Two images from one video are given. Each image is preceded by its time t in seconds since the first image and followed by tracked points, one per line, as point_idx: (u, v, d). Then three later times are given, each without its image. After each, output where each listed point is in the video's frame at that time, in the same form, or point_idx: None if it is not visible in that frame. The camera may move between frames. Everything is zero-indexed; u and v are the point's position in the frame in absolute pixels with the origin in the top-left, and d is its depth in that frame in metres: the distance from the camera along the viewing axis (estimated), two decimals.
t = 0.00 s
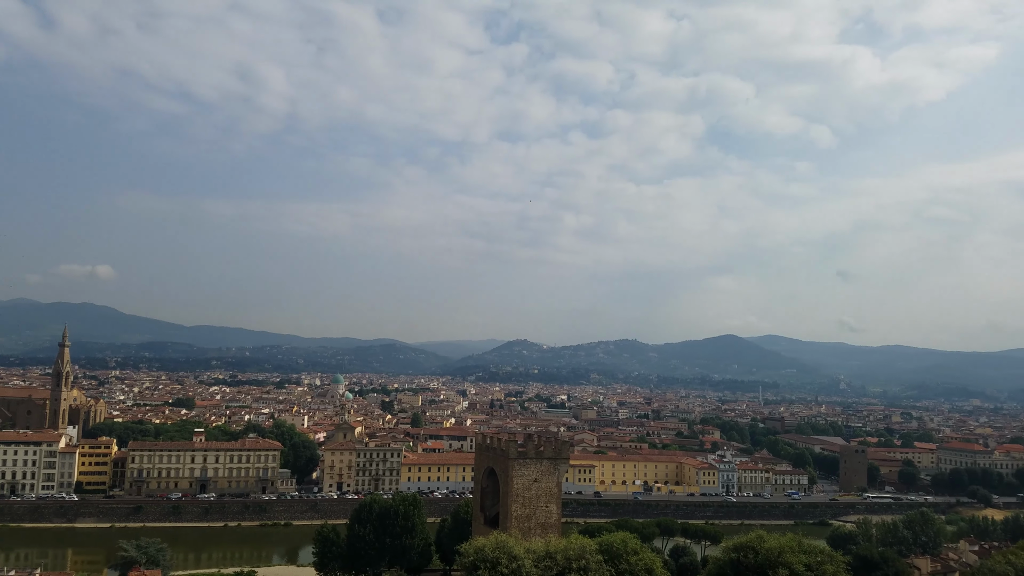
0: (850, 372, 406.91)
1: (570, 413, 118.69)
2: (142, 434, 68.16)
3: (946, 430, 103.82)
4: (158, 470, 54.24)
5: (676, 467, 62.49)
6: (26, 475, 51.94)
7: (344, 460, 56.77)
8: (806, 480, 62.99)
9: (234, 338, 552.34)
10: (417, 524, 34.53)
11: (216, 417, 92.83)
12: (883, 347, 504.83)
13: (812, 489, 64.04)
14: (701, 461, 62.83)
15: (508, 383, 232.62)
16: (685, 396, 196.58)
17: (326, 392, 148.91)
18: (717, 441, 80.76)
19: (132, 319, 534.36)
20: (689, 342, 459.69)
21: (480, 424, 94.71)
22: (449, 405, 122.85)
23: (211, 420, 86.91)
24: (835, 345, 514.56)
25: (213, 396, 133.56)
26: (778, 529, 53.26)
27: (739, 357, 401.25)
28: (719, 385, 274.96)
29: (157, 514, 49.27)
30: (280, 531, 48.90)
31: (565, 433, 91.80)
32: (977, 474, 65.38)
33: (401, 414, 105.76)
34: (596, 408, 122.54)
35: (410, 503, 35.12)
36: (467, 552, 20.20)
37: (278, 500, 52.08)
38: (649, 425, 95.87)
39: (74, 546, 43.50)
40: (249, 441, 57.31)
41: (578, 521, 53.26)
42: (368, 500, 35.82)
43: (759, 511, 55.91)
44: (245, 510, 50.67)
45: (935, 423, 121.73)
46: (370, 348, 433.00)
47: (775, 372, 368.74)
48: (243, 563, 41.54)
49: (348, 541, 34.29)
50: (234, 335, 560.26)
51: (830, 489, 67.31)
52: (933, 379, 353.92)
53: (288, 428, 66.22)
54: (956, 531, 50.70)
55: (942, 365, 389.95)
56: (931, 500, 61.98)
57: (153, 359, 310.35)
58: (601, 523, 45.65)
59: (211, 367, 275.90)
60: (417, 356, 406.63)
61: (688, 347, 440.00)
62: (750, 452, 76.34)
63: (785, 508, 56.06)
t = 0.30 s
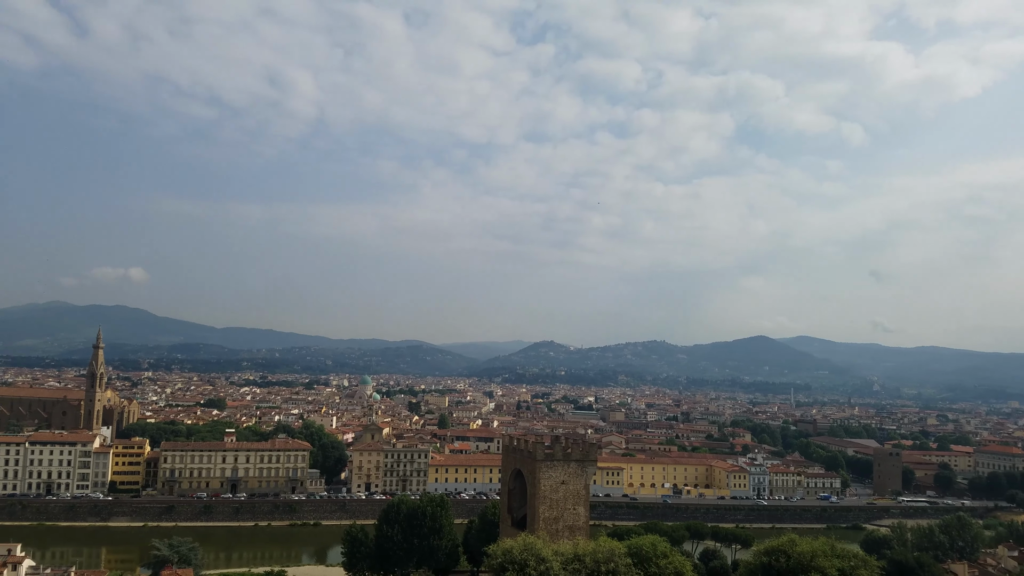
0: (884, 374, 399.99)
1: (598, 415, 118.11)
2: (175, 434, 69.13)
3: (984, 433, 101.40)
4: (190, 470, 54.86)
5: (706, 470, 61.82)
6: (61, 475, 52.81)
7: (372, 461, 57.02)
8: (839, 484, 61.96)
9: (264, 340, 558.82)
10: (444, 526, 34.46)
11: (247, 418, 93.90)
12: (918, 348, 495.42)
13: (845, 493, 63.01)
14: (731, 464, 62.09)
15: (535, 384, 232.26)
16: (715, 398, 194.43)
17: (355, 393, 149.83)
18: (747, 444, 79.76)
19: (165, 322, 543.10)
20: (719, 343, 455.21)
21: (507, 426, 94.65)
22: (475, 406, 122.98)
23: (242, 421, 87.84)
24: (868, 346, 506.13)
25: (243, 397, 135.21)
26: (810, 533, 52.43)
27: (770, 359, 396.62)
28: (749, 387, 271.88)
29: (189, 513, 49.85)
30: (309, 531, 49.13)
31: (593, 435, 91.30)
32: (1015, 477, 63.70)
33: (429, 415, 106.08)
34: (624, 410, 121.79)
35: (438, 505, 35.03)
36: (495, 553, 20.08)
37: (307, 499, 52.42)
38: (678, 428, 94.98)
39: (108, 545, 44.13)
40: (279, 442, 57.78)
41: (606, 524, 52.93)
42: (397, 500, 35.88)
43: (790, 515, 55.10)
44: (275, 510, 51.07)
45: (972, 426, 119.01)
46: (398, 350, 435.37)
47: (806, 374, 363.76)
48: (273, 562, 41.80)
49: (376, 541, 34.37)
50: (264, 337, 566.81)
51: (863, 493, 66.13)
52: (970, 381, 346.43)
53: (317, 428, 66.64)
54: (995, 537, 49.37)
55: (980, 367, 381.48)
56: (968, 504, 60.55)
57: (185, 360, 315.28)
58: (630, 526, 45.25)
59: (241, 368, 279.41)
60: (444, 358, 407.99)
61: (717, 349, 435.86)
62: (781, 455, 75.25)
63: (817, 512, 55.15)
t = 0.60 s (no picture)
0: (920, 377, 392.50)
1: (626, 417, 117.38)
2: (206, 435, 69.98)
3: None
4: (222, 470, 55.45)
5: (737, 473, 60.97)
6: (97, 474, 53.68)
7: (401, 462, 57.19)
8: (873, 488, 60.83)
9: (294, 341, 564.89)
10: (472, 527, 34.33)
11: (277, 419, 94.84)
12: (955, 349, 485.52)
13: (881, 497, 61.84)
14: (763, 467, 61.24)
15: (563, 386, 231.67)
16: (746, 401, 192.35)
17: (383, 394, 150.66)
18: (779, 447, 78.67)
19: (197, 324, 551.27)
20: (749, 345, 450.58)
21: (535, 427, 94.47)
22: (503, 408, 122.97)
23: (272, 422, 88.55)
24: (903, 347, 497.26)
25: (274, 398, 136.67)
26: (844, 537, 51.52)
27: (801, 361, 391.47)
28: (780, 390, 268.45)
29: (221, 513, 50.37)
30: (338, 531, 49.38)
31: (622, 438, 90.60)
32: None
33: (457, 417, 106.40)
34: (653, 413, 120.84)
35: (466, 506, 34.89)
36: (523, 556, 19.91)
37: (337, 500, 52.66)
38: (709, 431, 93.99)
39: (143, 544, 44.73)
40: (309, 442, 58.20)
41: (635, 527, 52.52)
42: (425, 501, 35.84)
43: (824, 519, 54.17)
44: (304, 510, 51.38)
45: (1012, 429, 116.16)
46: (426, 351, 437.46)
47: (839, 376, 358.35)
48: (303, 562, 42.02)
49: (405, 542, 34.40)
50: (294, 339, 572.93)
51: (898, 497, 64.85)
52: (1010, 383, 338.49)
53: (346, 429, 66.97)
54: None
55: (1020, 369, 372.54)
56: (1008, 509, 59.01)
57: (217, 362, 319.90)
58: (660, 529, 44.81)
59: (271, 369, 282.81)
60: (472, 360, 409.31)
61: (748, 351, 431.23)
62: (814, 458, 74.09)
63: (851, 516, 54.16)
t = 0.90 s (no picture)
0: (958, 378, 384.37)
1: (656, 419, 116.52)
2: (237, 435, 70.78)
3: None
4: (253, 470, 56.07)
5: (769, 476, 60.15)
6: (132, 474, 54.60)
7: (429, 463, 57.34)
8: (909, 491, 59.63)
9: (324, 342, 570.37)
10: (501, 528, 34.22)
11: (307, 419, 95.68)
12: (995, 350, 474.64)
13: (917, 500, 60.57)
14: (796, 469, 60.34)
15: (593, 387, 230.84)
16: (778, 402, 189.97)
17: (411, 395, 151.47)
18: (812, 449, 77.50)
19: (229, 325, 558.99)
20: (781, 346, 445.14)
21: (563, 429, 94.18)
22: (531, 410, 122.77)
23: (302, 422, 89.37)
24: (941, 348, 487.52)
25: (304, 399, 138.08)
26: (879, 541, 50.57)
27: (835, 362, 385.70)
28: (814, 391, 264.57)
29: (252, 513, 50.89)
30: (368, 531, 49.62)
31: (652, 440, 89.97)
32: None
33: (485, 418, 106.54)
34: (684, 415, 119.78)
35: (495, 507, 34.77)
36: (553, 557, 19.79)
37: (367, 500, 52.88)
38: (740, 433, 92.95)
39: (176, 542, 45.32)
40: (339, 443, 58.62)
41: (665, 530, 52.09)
42: (454, 502, 35.84)
43: (858, 523, 53.21)
44: (335, 510, 51.71)
45: None
46: (454, 352, 439.10)
47: (874, 377, 352.35)
48: (334, 561, 42.28)
49: (434, 542, 34.47)
50: (323, 340, 578.51)
51: (936, 501, 63.51)
52: None
53: (375, 430, 67.35)
54: None
55: None
56: None
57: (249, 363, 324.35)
58: (690, 532, 44.38)
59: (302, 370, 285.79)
60: (500, 361, 409.99)
61: (780, 352, 425.93)
62: (848, 460, 72.87)
63: (886, 520, 53.15)
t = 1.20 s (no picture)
0: (999, 379, 375.49)
1: (686, 421, 115.43)
2: (269, 435, 71.51)
3: None
4: (284, 470, 56.59)
5: (803, 479, 59.32)
6: (166, 473, 55.40)
7: (457, 464, 57.39)
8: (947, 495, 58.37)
9: (353, 344, 575.20)
10: (530, 530, 34.07)
11: (337, 419, 96.50)
12: None
13: (955, 504, 59.26)
14: (830, 472, 59.39)
15: (622, 389, 229.60)
16: (812, 404, 187.20)
17: (440, 396, 151.92)
18: (847, 452, 76.24)
19: (260, 327, 565.72)
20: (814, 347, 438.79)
21: (592, 431, 93.77)
22: (560, 411, 122.41)
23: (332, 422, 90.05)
24: (980, 349, 476.78)
25: (334, 399, 139.39)
26: (916, 546, 49.53)
27: (870, 364, 379.25)
28: (848, 393, 260.34)
29: (283, 512, 51.32)
30: (398, 531, 49.73)
31: (682, 443, 89.10)
32: None
33: (513, 419, 106.43)
34: (714, 417, 118.55)
35: (523, 509, 34.65)
36: (582, 561, 19.58)
37: (396, 500, 53.03)
38: (773, 435, 91.72)
39: (209, 542, 45.86)
40: (368, 442, 59.03)
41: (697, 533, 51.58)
42: (483, 503, 35.80)
43: (894, 527, 52.13)
44: (364, 510, 51.95)
45: None
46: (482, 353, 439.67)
47: (911, 379, 345.72)
48: (364, 561, 42.46)
49: (463, 543, 34.44)
50: (353, 341, 583.27)
51: (974, 505, 62.04)
52: None
53: (404, 430, 67.61)
54: None
55: None
56: None
57: (281, 364, 328.04)
58: (722, 536, 43.90)
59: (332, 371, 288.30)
60: (529, 363, 409.82)
61: (814, 353, 419.88)
62: (884, 463, 71.54)
63: (924, 524, 52.07)
